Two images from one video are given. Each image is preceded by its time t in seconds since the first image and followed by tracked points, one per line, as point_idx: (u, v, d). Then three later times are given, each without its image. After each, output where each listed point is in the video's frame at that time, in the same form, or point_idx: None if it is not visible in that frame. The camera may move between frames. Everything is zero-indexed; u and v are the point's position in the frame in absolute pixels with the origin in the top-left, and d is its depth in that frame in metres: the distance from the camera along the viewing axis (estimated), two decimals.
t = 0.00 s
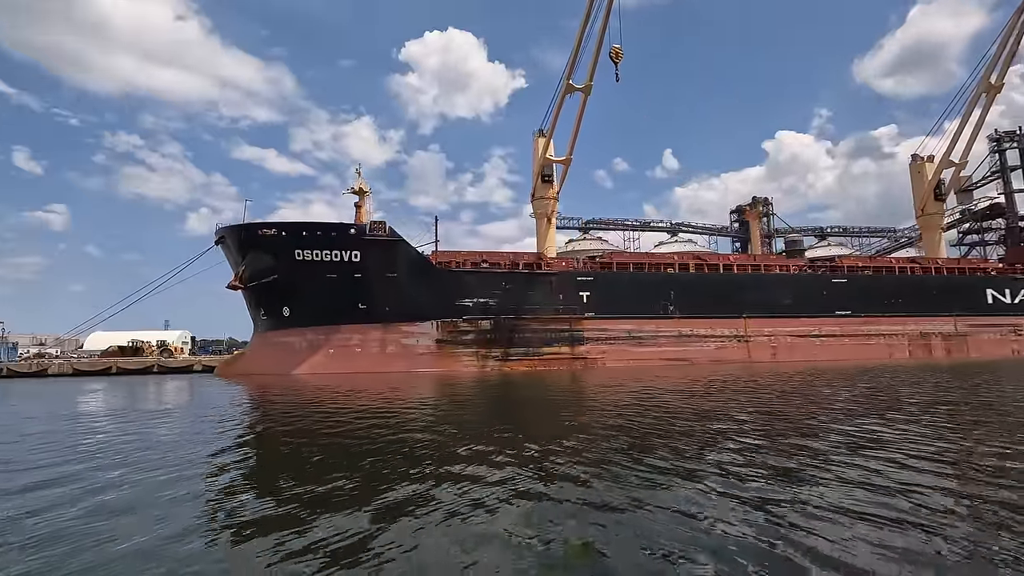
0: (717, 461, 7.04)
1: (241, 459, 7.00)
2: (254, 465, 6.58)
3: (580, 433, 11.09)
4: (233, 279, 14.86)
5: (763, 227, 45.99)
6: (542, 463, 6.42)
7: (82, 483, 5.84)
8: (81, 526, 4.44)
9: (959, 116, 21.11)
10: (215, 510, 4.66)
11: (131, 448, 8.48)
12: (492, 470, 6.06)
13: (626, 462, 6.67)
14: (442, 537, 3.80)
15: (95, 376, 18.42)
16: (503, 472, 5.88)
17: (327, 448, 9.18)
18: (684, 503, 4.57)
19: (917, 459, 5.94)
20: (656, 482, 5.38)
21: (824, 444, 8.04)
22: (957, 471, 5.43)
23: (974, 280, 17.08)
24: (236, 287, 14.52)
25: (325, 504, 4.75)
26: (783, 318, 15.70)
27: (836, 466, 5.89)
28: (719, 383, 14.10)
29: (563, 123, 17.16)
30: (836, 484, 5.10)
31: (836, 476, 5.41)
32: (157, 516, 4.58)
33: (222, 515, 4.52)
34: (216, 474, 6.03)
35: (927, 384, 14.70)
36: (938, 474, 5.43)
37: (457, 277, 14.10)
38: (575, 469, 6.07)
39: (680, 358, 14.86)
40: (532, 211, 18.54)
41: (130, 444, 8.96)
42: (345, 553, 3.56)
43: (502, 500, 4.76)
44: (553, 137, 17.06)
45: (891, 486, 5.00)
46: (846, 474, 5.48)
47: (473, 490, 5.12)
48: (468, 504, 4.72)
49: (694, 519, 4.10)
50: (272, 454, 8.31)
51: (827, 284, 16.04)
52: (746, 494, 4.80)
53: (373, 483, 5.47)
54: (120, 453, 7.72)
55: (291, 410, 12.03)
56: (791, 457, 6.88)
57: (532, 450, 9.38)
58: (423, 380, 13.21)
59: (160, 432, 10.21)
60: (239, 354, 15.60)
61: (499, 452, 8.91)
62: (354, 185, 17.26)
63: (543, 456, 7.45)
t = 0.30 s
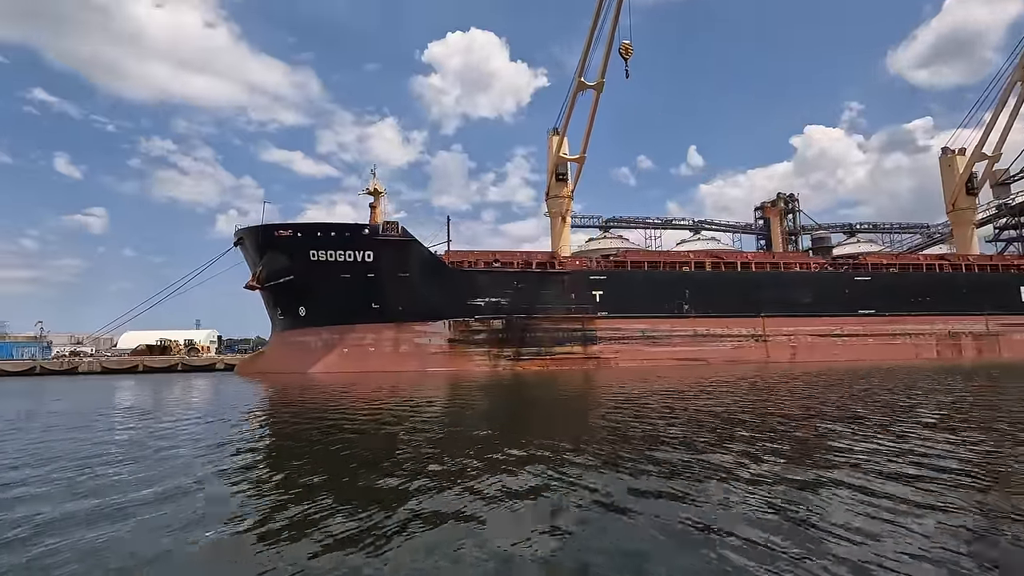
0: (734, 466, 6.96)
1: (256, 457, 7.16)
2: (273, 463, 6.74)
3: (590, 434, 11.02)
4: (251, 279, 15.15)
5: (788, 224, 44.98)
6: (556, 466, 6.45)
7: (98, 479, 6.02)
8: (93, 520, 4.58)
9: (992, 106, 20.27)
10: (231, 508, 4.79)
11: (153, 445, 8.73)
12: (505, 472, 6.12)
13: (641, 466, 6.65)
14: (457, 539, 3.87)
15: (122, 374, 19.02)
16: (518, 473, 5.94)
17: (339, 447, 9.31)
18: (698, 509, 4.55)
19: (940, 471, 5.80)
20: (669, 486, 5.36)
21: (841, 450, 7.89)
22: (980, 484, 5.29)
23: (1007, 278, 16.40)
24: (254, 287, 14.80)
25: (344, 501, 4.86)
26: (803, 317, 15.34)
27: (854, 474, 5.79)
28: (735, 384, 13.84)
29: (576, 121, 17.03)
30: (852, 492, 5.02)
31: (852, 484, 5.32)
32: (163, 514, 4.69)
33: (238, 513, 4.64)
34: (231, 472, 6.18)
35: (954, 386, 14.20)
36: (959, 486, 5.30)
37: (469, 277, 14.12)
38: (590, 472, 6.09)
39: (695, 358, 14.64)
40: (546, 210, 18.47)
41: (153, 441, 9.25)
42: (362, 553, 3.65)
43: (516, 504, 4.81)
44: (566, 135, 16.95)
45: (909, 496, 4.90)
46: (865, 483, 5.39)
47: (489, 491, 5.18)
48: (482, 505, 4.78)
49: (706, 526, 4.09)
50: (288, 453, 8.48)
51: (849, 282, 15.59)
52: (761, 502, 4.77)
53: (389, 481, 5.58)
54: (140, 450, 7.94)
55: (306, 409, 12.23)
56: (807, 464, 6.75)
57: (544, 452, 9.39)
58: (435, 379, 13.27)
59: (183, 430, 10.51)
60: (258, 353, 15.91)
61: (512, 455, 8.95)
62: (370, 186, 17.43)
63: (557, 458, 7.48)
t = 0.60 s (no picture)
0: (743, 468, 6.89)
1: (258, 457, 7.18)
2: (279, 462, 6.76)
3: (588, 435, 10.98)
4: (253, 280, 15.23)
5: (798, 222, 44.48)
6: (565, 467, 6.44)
7: (94, 477, 6.08)
8: (87, 517, 4.62)
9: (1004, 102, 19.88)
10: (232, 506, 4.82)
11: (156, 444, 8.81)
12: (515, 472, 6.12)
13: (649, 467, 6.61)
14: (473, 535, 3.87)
15: (129, 373, 19.24)
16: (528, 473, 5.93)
17: (336, 448, 9.33)
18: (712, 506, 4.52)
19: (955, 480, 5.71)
20: (680, 484, 5.33)
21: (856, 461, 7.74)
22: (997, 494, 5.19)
23: (1017, 277, 16.07)
24: (255, 288, 14.88)
25: (357, 501, 4.88)
26: (807, 317, 15.15)
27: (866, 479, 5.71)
28: (737, 384, 13.70)
29: (576, 120, 16.97)
30: (867, 497, 4.96)
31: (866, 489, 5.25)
32: (152, 512, 4.71)
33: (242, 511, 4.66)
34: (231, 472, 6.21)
35: (962, 388, 13.95)
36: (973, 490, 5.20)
37: (467, 277, 14.13)
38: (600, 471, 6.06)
39: (697, 358, 14.51)
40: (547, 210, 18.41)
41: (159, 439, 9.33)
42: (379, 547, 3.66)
43: (530, 500, 4.82)
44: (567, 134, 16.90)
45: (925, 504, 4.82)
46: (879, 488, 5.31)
47: (501, 488, 5.18)
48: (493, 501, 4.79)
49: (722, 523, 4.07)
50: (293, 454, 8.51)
51: (854, 282, 15.37)
52: (765, 505, 4.74)
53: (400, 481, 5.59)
54: (142, 449, 8.01)
55: (307, 409, 12.31)
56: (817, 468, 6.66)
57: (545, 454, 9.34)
58: (434, 379, 13.29)
59: (187, 429, 10.62)
60: (260, 353, 16.02)
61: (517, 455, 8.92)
62: (371, 187, 17.50)
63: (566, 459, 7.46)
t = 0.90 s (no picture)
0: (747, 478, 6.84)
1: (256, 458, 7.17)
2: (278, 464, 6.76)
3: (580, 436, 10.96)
4: (247, 281, 15.23)
5: (801, 223, 44.27)
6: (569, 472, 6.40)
7: (84, 477, 6.09)
8: (72, 517, 4.63)
9: (1004, 101, 19.69)
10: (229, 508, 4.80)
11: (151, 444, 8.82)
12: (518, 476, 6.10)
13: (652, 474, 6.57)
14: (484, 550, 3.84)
15: (126, 374, 19.32)
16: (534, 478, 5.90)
17: (326, 450, 9.32)
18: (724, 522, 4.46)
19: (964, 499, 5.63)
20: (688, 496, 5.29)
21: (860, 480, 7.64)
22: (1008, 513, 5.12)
23: (1016, 276, 15.90)
24: (249, 289, 14.87)
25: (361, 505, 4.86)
26: (802, 317, 15.05)
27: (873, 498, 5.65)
28: (731, 386, 13.61)
29: (571, 121, 16.94)
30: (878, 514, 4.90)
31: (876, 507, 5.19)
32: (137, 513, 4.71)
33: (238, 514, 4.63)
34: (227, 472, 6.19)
35: (959, 388, 13.83)
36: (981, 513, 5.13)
37: (460, 278, 14.13)
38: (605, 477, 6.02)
39: (690, 359, 14.44)
40: (543, 210, 18.40)
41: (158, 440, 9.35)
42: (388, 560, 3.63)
43: (531, 509, 4.84)
44: (561, 135, 16.90)
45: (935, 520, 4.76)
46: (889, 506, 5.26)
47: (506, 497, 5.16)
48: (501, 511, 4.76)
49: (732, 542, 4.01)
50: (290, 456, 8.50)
51: (850, 282, 15.26)
52: (753, 510, 4.80)
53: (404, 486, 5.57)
54: (137, 449, 8.03)
55: (301, 410, 12.32)
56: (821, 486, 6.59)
57: (537, 457, 9.30)
58: (426, 380, 13.29)
59: (183, 429, 10.66)
60: (255, 353, 16.04)
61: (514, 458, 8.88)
62: (366, 188, 17.53)
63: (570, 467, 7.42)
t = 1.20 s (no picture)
0: (750, 487, 6.78)
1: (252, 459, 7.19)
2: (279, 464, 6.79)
3: (571, 436, 11.00)
4: (240, 282, 15.25)
5: (802, 223, 44.13)
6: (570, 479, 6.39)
7: (74, 479, 6.13)
8: (60, 519, 4.65)
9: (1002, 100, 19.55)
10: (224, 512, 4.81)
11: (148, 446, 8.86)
12: (518, 481, 6.09)
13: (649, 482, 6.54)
14: (484, 554, 3.83)
15: (123, 375, 19.40)
16: (530, 485, 5.89)
17: (315, 452, 9.32)
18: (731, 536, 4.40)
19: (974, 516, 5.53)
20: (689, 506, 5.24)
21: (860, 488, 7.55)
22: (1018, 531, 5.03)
23: (1013, 277, 15.77)
24: (243, 291, 14.90)
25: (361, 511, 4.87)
26: (796, 318, 14.97)
27: (876, 512, 5.60)
28: (723, 387, 13.55)
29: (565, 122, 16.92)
30: (882, 533, 4.84)
31: (878, 523, 5.13)
32: (123, 517, 4.72)
33: (235, 518, 4.66)
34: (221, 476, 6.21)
35: (954, 390, 13.73)
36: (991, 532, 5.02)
37: (452, 279, 14.14)
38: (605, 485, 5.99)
39: (683, 360, 14.38)
40: (537, 211, 18.38)
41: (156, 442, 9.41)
42: (385, 566, 3.62)
43: (525, 510, 4.88)
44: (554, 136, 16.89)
45: (947, 539, 4.68)
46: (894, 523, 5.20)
47: (509, 501, 5.16)
48: (500, 515, 4.75)
49: (739, 557, 3.97)
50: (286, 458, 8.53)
51: (845, 283, 15.18)
52: (741, 521, 4.82)
53: (403, 491, 5.55)
54: (133, 451, 8.08)
55: (292, 411, 12.36)
56: (816, 496, 6.55)
57: (528, 459, 9.25)
58: (417, 382, 13.28)
59: (178, 430, 10.70)
60: (249, 355, 16.07)
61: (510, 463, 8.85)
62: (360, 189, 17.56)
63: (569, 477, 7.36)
